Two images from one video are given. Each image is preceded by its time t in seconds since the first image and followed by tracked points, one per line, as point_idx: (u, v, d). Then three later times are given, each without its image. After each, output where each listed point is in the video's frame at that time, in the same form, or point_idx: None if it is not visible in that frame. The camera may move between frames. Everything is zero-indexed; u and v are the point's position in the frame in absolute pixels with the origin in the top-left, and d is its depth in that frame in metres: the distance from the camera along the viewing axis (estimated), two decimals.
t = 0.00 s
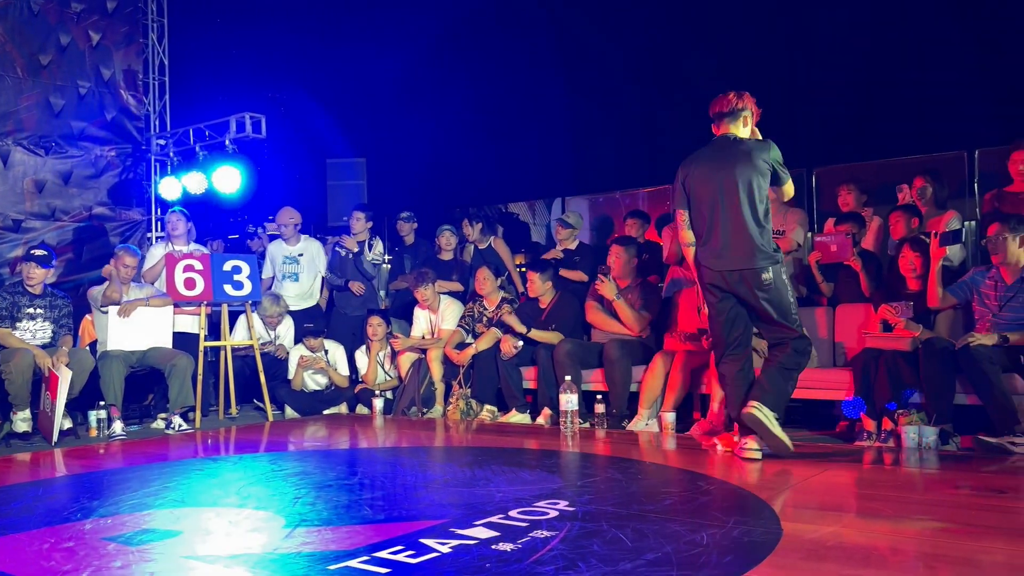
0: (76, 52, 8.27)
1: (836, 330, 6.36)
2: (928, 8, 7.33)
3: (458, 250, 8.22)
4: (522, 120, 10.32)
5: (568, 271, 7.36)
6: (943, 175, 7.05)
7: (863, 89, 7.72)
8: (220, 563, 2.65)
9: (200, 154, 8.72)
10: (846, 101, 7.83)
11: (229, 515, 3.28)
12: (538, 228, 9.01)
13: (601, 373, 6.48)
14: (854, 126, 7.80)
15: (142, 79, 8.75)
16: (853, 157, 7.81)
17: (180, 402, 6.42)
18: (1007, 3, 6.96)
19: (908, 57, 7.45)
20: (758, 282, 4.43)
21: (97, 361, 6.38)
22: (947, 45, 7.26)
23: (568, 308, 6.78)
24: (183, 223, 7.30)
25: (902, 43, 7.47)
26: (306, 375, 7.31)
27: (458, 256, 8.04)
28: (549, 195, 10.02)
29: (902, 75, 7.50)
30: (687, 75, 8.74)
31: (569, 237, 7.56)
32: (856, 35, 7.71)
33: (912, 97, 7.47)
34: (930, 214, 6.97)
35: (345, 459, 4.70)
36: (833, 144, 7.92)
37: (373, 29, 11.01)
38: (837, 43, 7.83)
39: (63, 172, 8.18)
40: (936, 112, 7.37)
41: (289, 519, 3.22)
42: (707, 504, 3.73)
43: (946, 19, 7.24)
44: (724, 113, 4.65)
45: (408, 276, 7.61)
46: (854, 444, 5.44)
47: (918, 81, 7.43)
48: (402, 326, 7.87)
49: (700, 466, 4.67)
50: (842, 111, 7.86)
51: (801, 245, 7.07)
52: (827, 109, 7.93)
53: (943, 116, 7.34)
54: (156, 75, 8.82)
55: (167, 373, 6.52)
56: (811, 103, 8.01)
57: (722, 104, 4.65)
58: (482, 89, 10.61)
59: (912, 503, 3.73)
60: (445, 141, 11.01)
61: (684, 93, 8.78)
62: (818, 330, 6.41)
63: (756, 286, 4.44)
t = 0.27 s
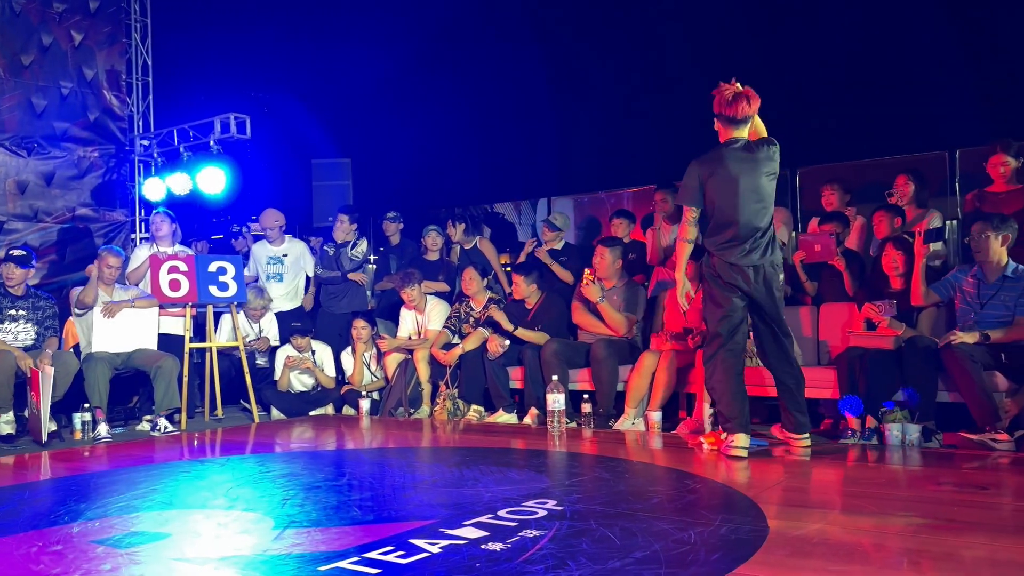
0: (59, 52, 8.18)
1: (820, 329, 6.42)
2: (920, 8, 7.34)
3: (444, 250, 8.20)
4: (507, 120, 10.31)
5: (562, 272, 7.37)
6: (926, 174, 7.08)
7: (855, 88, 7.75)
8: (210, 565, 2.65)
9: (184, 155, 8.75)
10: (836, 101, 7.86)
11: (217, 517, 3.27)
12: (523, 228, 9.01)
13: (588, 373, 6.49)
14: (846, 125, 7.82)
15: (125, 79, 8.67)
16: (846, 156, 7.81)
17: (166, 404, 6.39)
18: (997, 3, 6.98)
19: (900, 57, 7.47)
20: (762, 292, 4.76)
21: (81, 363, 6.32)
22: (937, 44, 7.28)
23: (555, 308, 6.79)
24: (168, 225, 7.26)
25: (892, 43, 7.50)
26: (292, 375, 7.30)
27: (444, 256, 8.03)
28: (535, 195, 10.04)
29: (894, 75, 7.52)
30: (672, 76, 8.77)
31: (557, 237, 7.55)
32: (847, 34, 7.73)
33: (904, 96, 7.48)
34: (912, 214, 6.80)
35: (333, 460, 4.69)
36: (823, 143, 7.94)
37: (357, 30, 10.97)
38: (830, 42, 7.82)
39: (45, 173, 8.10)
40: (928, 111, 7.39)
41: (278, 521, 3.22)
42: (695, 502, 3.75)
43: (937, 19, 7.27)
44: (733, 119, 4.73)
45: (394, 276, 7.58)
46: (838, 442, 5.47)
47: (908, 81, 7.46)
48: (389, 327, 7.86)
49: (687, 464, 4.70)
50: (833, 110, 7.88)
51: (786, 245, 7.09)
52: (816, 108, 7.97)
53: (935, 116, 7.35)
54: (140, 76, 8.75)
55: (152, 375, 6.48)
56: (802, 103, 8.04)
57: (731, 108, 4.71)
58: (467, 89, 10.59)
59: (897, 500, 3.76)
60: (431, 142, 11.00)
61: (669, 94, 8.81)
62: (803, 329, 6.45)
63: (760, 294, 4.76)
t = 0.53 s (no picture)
0: (45, 52, 8.12)
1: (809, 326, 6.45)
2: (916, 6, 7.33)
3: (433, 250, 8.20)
4: (497, 119, 10.28)
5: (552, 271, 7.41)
6: (911, 172, 7.11)
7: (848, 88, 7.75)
8: (203, 566, 2.64)
9: (173, 155, 8.77)
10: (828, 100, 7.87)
11: (210, 518, 3.25)
12: (513, 227, 9.00)
13: (580, 371, 6.49)
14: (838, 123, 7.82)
15: (113, 79, 8.63)
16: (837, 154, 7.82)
17: (156, 406, 6.36)
18: (990, 3, 6.99)
19: (895, 56, 7.48)
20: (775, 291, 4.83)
21: (69, 365, 6.29)
22: (930, 43, 7.29)
23: (545, 306, 6.78)
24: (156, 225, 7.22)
25: (885, 44, 7.52)
26: (282, 374, 7.29)
27: (434, 256, 8.03)
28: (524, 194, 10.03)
29: (887, 75, 7.53)
30: (661, 75, 8.79)
31: (546, 237, 7.55)
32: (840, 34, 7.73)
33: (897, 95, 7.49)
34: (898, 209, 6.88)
35: (324, 461, 4.67)
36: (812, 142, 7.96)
37: (345, 28, 10.96)
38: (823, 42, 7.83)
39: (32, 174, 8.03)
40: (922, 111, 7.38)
41: (271, 522, 3.21)
42: (687, 500, 3.76)
43: (929, 19, 7.28)
44: (736, 118, 4.82)
45: (384, 276, 7.56)
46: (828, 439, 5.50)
47: (900, 79, 7.47)
48: (378, 327, 7.83)
49: (678, 462, 4.72)
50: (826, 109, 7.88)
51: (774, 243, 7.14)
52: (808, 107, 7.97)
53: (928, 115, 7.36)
54: (127, 76, 8.70)
55: (142, 376, 6.45)
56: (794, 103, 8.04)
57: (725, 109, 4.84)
58: (456, 88, 10.56)
59: (887, 496, 3.78)
60: (420, 142, 10.98)
61: (659, 93, 8.82)
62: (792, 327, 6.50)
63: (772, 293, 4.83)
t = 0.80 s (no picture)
0: (36, 51, 8.08)
1: (803, 322, 6.47)
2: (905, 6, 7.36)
3: (428, 249, 8.21)
4: (490, 118, 10.27)
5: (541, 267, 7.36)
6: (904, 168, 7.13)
7: (837, 86, 7.78)
8: (200, 565, 2.63)
9: (165, 155, 8.60)
10: (820, 97, 7.88)
11: (206, 517, 3.25)
12: (506, 225, 9.00)
13: (575, 368, 6.48)
14: (825, 120, 7.86)
15: (105, 79, 8.58)
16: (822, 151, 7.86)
17: (150, 406, 6.28)
18: None
19: (883, 54, 7.52)
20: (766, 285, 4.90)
21: (64, 365, 6.29)
22: (918, 41, 7.33)
23: (540, 304, 6.78)
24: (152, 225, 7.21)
25: (875, 42, 7.55)
26: (277, 372, 7.28)
27: (428, 255, 8.05)
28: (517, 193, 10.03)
29: (877, 72, 7.57)
30: (654, 73, 8.79)
31: (538, 234, 7.53)
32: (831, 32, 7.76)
33: (885, 93, 7.53)
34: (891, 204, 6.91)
35: (319, 459, 4.66)
36: (797, 139, 8.00)
37: (337, 28, 10.94)
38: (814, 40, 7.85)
39: (23, 174, 7.99)
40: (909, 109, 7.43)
41: (268, 520, 3.20)
42: (682, 496, 3.77)
43: (918, 15, 7.31)
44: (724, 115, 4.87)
45: (378, 275, 7.54)
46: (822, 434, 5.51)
47: (890, 75, 7.50)
48: (373, 326, 7.81)
49: (673, 458, 4.72)
50: (816, 106, 7.90)
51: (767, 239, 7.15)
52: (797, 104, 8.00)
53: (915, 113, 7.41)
54: (119, 75, 8.66)
55: (136, 376, 6.42)
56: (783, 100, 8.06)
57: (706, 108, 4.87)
58: (448, 87, 10.55)
59: (881, 491, 3.79)
60: (413, 141, 10.97)
61: (651, 91, 8.82)
62: (785, 323, 6.52)
63: (763, 287, 4.90)
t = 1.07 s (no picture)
0: (35, 55, 8.10)
1: (803, 321, 6.48)
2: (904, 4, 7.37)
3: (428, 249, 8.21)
4: (490, 118, 10.28)
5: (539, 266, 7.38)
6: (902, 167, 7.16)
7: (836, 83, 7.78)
8: (203, 568, 2.64)
9: (165, 158, 8.57)
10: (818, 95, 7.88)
11: (208, 520, 3.25)
12: (507, 225, 9.01)
13: (575, 369, 6.49)
14: (824, 118, 7.86)
15: (105, 82, 8.58)
16: (820, 150, 7.86)
17: (152, 408, 6.33)
18: None
19: (881, 53, 7.52)
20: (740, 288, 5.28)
21: (64, 368, 6.28)
22: (916, 40, 7.35)
23: (540, 304, 6.79)
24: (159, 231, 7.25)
25: (873, 40, 7.56)
26: (278, 373, 7.29)
27: (428, 255, 8.06)
28: (517, 193, 10.04)
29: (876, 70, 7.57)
30: (653, 72, 8.79)
31: (537, 234, 7.54)
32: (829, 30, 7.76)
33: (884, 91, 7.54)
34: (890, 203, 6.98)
35: (322, 461, 4.67)
36: (796, 137, 7.99)
37: (337, 29, 10.95)
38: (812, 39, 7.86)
39: (24, 178, 8.01)
40: (908, 108, 7.43)
41: (270, 523, 3.21)
42: (683, 496, 3.77)
43: (916, 13, 7.32)
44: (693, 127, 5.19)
45: (378, 276, 7.55)
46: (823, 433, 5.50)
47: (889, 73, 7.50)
48: (373, 327, 7.81)
49: (675, 458, 4.73)
50: (815, 105, 7.91)
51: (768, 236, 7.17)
52: (796, 102, 8.00)
53: (914, 111, 7.41)
54: (118, 78, 8.67)
55: (138, 379, 6.43)
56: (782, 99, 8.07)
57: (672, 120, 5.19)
58: (448, 88, 10.55)
59: (882, 489, 3.79)
60: (413, 142, 10.98)
61: (650, 90, 8.82)
62: (786, 321, 6.53)
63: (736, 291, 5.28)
